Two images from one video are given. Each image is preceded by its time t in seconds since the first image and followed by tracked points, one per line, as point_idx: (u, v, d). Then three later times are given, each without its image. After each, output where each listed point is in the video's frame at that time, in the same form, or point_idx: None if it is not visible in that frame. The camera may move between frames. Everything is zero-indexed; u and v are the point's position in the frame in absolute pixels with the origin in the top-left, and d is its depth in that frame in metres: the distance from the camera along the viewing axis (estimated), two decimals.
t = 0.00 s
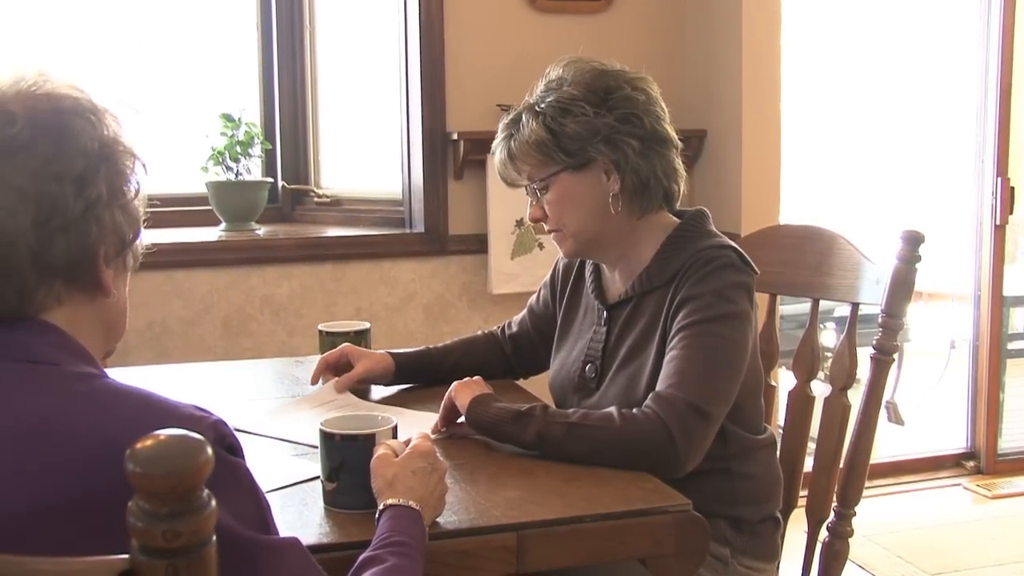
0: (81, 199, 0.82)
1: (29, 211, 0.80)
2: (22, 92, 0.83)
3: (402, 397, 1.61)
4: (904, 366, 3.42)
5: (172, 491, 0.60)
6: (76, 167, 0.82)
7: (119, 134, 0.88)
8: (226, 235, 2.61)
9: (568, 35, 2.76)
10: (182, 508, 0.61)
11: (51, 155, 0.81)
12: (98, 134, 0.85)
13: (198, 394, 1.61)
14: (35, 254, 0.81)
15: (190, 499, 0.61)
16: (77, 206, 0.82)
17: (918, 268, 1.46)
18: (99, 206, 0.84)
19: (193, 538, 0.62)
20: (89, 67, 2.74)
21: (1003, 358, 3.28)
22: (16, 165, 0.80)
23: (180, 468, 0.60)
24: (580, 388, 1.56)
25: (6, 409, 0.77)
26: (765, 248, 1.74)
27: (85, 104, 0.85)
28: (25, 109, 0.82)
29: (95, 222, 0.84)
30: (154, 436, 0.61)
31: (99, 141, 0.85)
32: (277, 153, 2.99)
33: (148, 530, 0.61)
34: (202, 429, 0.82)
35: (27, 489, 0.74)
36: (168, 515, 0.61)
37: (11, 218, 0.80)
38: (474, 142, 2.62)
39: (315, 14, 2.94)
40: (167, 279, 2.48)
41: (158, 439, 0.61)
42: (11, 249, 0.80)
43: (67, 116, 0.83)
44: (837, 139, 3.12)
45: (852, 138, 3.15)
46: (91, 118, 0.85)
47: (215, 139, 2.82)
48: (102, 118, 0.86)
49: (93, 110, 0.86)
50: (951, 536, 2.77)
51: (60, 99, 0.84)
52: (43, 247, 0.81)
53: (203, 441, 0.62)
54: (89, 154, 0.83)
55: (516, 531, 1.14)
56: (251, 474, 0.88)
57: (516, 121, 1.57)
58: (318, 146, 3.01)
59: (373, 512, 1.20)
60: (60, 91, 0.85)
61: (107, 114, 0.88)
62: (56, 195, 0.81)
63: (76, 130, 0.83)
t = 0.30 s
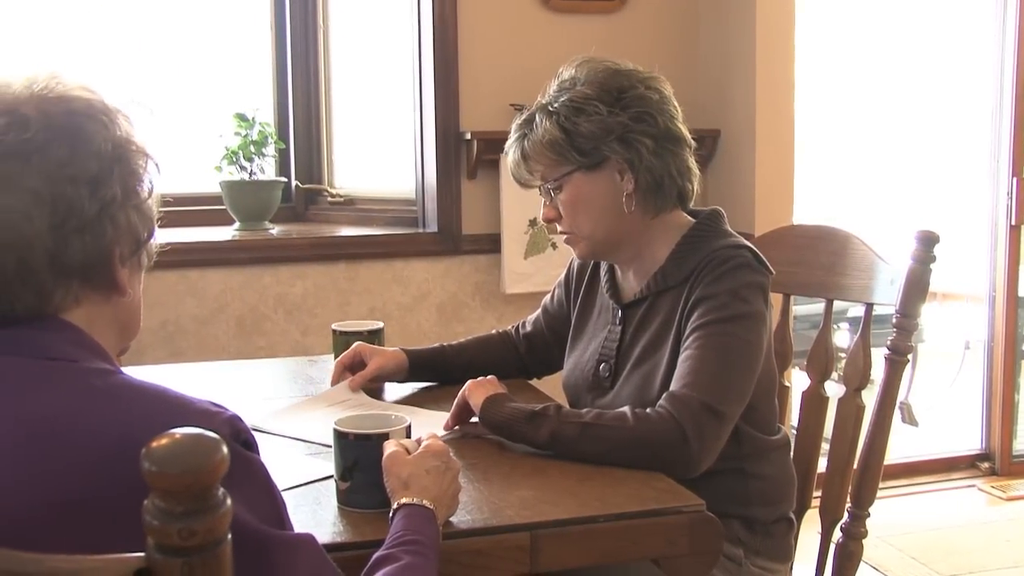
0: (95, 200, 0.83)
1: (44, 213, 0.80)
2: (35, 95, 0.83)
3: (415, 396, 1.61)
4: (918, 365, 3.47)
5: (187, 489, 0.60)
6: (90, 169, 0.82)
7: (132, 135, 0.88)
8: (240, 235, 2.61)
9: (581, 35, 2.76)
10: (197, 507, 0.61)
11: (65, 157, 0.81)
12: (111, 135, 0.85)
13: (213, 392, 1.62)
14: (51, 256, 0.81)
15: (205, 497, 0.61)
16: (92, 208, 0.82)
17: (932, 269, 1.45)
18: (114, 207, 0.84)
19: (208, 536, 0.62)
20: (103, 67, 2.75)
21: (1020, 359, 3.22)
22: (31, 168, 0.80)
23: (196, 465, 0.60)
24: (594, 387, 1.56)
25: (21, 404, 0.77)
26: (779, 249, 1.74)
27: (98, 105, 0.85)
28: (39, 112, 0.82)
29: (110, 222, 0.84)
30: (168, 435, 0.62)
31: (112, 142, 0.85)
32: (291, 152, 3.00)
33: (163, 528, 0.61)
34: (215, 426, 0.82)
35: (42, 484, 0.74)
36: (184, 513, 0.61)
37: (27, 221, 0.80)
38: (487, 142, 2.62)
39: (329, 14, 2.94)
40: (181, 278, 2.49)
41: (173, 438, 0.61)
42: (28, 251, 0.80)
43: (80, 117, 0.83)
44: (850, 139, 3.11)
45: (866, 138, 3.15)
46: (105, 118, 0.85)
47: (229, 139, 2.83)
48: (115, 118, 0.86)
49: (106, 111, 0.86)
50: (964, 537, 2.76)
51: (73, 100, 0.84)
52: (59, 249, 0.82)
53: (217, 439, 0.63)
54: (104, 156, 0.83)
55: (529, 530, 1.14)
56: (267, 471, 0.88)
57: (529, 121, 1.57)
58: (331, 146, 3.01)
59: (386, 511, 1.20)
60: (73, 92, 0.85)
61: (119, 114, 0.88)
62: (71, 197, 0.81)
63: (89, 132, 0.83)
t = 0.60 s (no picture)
0: (115, 197, 0.83)
1: (66, 208, 0.80)
2: (57, 94, 0.84)
3: (429, 395, 1.62)
4: (933, 367, 3.47)
5: (203, 488, 0.61)
6: (110, 166, 0.83)
7: (148, 135, 0.88)
8: (254, 234, 2.62)
9: (596, 34, 2.76)
10: (213, 506, 0.61)
11: (86, 154, 0.82)
12: (129, 134, 0.86)
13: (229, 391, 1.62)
14: (72, 251, 0.81)
15: (222, 496, 0.61)
16: (112, 204, 0.83)
17: (948, 270, 1.45)
18: (133, 203, 0.85)
19: (224, 534, 0.62)
20: (118, 67, 2.77)
21: None
22: (53, 163, 0.80)
23: (213, 464, 0.60)
24: (608, 387, 1.56)
25: (38, 399, 0.77)
26: (793, 249, 1.73)
27: (118, 106, 0.86)
28: (61, 110, 0.82)
29: (130, 219, 0.84)
30: (185, 433, 0.62)
31: (131, 142, 0.86)
32: (305, 152, 3.00)
33: (180, 526, 0.61)
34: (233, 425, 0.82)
35: (54, 477, 0.74)
36: (200, 512, 0.61)
37: (50, 216, 0.80)
38: (501, 142, 2.62)
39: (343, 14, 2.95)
40: (195, 277, 2.50)
41: (190, 436, 0.61)
42: (50, 246, 0.80)
43: (101, 116, 0.84)
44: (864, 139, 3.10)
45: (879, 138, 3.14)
46: (124, 119, 0.86)
47: (243, 138, 2.84)
48: (134, 119, 0.87)
49: (126, 112, 0.87)
50: (979, 539, 2.75)
51: (93, 99, 0.85)
52: (80, 244, 0.82)
53: (234, 438, 0.63)
54: (123, 154, 0.84)
55: (543, 530, 1.14)
56: (282, 469, 0.88)
57: (543, 119, 1.57)
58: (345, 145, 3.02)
59: (401, 510, 1.21)
60: (93, 93, 0.86)
61: (139, 116, 0.89)
62: (92, 193, 0.81)
63: (109, 131, 0.84)
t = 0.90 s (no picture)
0: (140, 199, 0.84)
1: (94, 211, 0.80)
2: (81, 95, 0.84)
3: (443, 394, 1.62)
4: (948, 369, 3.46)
5: (221, 487, 0.61)
6: (135, 168, 0.83)
7: (168, 135, 0.89)
8: (269, 233, 2.63)
9: (612, 35, 2.76)
10: (231, 505, 0.61)
11: (111, 156, 0.82)
12: (151, 135, 0.86)
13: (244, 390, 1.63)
14: (98, 253, 0.82)
15: (239, 495, 0.62)
16: (137, 206, 0.84)
17: (964, 271, 1.44)
18: (156, 205, 0.86)
19: (241, 533, 0.62)
20: (139, 68, 2.78)
21: None
22: (79, 165, 0.80)
23: (231, 463, 0.60)
24: (623, 386, 1.56)
25: (51, 398, 0.77)
26: (808, 249, 1.73)
27: (139, 107, 0.87)
28: (84, 111, 0.82)
29: (153, 221, 0.85)
30: (202, 432, 0.62)
31: (153, 143, 0.86)
32: (320, 152, 3.01)
33: (197, 525, 0.61)
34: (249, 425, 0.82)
35: (61, 480, 0.74)
36: (217, 511, 0.61)
37: (78, 218, 0.80)
38: (516, 142, 2.62)
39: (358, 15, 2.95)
40: (210, 276, 2.51)
41: (206, 435, 0.61)
42: (77, 248, 0.80)
43: (124, 118, 0.84)
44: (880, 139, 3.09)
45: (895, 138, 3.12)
46: (146, 120, 0.86)
47: (258, 137, 2.85)
48: (155, 119, 0.88)
49: (147, 112, 0.87)
50: (995, 540, 2.74)
51: (116, 100, 0.85)
52: (106, 246, 0.82)
53: (251, 437, 0.63)
54: (146, 156, 0.85)
55: (558, 530, 1.14)
56: (297, 470, 0.88)
57: (560, 116, 1.58)
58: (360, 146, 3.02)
59: (416, 509, 1.21)
60: (114, 92, 0.86)
61: (158, 116, 0.89)
62: (118, 195, 0.82)
63: (133, 133, 0.84)
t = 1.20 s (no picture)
0: (155, 191, 0.84)
1: (110, 201, 0.81)
2: (100, 89, 0.84)
3: (457, 394, 1.62)
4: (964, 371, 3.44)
5: (237, 486, 0.61)
6: (152, 161, 0.84)
7: (185, 130, 0.89)
8: (283, 233, 2.64)
9: (626, 34, 2.76)
10: (246, 504, 0.62)
11: (129, 148, 0.82)
12: (168, 129, 0.87)
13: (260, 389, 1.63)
14: (114, 245, 0.82)
15: (254, 494, 0.62)
16: (152, 199, 0.84)
17: (980, 272, 1.44)
18: (172, 199, 0.86)
19: (257, 532, 0.62)
20: (154, 68, 2.80)
21: None
22: (96, 156, 0.80)
23: (247, 463, 0.61)
24: (637, 387, 1.56)
25: (68, 395, 0.78)
26: (823, 249, 1.73)
27: (157, 102, 0.87)
28: (103, 104, 0.83)
29: (168, 215, 0.86)
30: (218, 432, 0.62)
31: (171, 137, 0.86)
32: (334, 151, 3.02)
33: (213, 524, 0.61)
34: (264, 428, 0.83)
35: (77, 477, 0.74)
36: (233, 509, 0.61)
37: (95, 208, 0.80)
38: (530, 141, 2.62)
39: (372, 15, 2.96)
40: (225, 276, 2.52)
41: (223, 434, 0.62)
42: (93, 240, 0.81)
43: (142, 111, 0.85)
44: (895, 139, 3.08)
45: (911, 138, 3.11)
46: (165, 117, 0.87)
47: (272, 137, 2.85)
48: (172, 115, 0.88)
49: (165, 108, 0.87)
50: (1010, 542, 2.73)
51: (134, 95, 0.85)
52: (121, 238, 0.83)
53: (266, 437, 0.63)
54: (163, 149, 0.85)
55: (572, 530, 1.14)
56: (309, 477, 0.88)
57: (575, 115, 1.58)
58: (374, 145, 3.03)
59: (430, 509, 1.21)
60: (133, 88, 0.87)
61: (176, 112, 0.89)
62: (135, 187, 0.82)
63: (149, 126, 0.84)
